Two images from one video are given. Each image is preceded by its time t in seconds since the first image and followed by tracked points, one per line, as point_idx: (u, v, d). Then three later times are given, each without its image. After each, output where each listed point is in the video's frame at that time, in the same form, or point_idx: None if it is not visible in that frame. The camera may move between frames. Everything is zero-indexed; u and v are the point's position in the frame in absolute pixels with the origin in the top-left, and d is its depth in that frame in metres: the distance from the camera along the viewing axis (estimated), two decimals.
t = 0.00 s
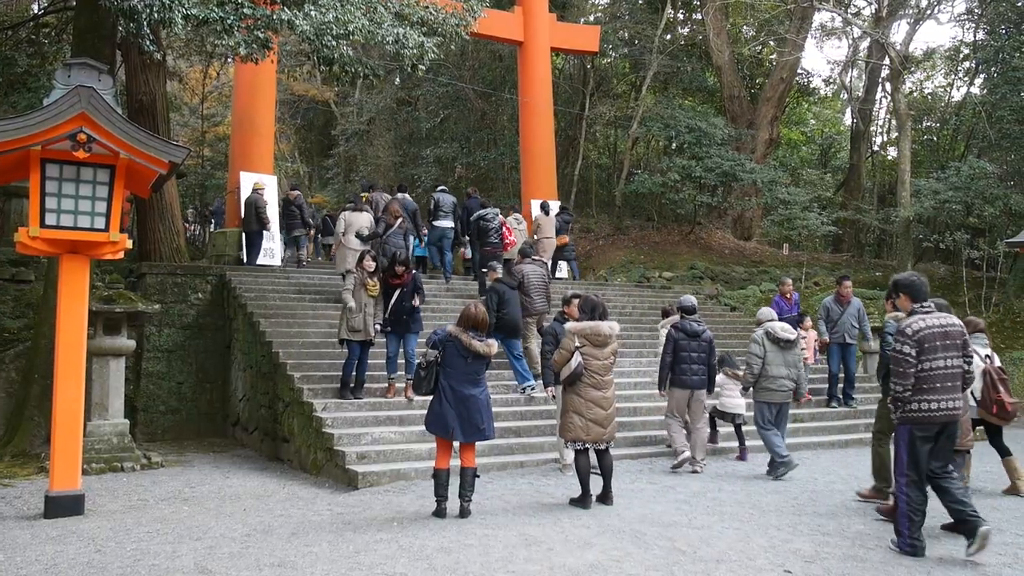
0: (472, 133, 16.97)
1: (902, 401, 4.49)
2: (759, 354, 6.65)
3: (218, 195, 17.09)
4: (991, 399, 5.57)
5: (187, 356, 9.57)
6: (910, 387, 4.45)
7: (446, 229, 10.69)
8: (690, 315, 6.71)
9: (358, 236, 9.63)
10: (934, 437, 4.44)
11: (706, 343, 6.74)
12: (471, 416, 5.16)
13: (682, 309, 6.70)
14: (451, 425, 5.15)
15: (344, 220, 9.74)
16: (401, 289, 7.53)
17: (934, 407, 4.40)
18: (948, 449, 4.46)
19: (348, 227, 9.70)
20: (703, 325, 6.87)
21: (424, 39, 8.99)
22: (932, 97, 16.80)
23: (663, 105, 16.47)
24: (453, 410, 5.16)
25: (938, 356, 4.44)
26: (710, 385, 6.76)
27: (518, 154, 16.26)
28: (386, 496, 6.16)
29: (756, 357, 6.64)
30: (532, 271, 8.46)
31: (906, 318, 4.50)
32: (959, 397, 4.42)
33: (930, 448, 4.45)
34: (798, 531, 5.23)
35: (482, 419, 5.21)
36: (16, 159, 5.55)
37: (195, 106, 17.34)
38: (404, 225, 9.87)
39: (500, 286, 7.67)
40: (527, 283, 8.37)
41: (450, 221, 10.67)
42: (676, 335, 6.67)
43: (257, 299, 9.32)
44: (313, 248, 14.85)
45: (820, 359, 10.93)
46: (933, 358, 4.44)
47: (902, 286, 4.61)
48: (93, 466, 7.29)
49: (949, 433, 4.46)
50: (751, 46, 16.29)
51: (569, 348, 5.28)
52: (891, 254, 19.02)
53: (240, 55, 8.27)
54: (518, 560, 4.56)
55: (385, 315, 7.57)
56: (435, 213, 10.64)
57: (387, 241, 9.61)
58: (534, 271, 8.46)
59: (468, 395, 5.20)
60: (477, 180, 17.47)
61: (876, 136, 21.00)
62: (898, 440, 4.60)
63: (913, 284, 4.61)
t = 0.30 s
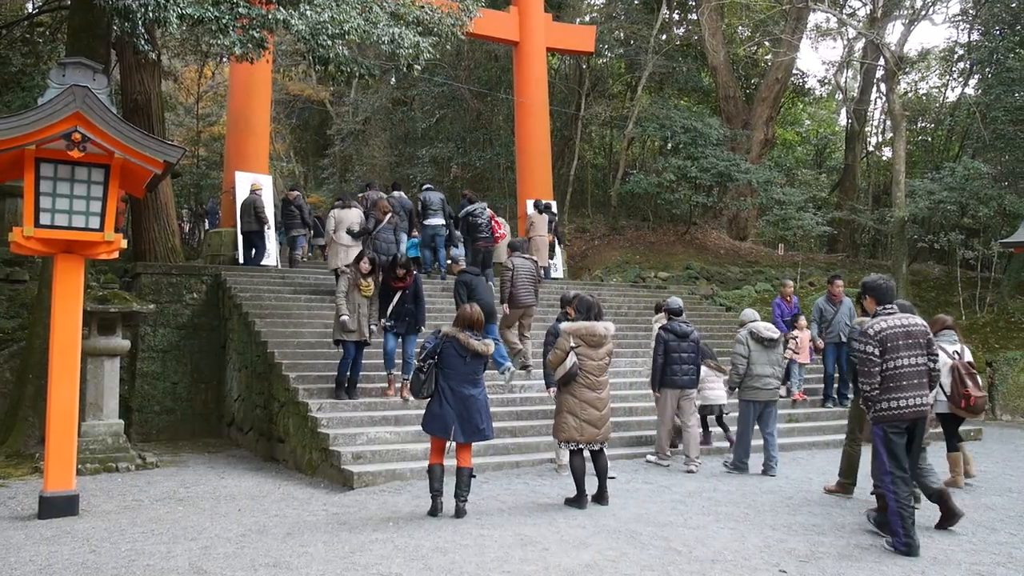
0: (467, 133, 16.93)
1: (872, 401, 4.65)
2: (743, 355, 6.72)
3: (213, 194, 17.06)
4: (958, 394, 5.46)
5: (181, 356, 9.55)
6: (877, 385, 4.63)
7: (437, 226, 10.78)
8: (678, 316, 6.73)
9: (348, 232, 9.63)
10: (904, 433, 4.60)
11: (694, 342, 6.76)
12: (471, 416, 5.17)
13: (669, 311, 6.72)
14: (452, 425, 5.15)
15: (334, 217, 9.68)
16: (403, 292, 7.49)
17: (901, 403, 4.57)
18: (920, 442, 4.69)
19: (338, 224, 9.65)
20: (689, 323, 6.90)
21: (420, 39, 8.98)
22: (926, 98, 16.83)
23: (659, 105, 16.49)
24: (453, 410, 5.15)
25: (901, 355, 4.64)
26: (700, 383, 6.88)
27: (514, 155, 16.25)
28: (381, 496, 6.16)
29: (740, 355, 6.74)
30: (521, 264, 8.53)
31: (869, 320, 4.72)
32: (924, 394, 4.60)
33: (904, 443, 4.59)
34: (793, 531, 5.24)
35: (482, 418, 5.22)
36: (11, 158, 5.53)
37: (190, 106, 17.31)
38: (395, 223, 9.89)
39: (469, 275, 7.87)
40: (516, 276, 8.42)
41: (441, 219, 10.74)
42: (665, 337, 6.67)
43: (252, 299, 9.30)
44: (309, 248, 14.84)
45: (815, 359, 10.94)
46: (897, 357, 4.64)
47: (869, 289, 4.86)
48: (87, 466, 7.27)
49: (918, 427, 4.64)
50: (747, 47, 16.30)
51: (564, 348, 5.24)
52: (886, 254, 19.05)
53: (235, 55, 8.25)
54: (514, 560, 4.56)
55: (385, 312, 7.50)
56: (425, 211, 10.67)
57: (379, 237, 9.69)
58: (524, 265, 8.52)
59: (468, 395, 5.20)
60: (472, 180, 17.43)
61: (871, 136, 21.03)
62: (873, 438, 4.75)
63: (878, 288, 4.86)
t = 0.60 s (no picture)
0: (463, 132, 16.93)
1: (843, 397, 4.68)
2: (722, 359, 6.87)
3: (209, 194, 17.03)
4: (934, 396, 5.96)
5: (177, 356, 9.54)
6: (849, 382, 4.65)
7: (430, 225, 10.74)
8: (660, 316, 6.82)
9: (342, 231, 9.84)
10: (871, 431, 4.64)
11: (676, 342, 6.90)
12: (469, 414, 5.17)
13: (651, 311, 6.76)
14: (451, 425, 5.14)
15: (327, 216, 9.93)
16: (402, 293, 7.44)
17: (872, 402, 4.61)
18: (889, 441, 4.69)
19: (331, 224, 9.88)
20: (671, 320, 6.99)
21: (416, 39, 8.98)
22: (921, 98, 16.87)
23: (655, 105, 16.57)
24: (452, 410, 5.14)
25: (876, 355, 4.66)
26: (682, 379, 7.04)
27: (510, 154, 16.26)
28: (378, 496, 6.16)
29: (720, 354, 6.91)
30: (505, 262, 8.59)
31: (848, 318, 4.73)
32: (893, 394, 4.64)
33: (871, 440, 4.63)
34: (788, 531, 5.25)
35: (479, 416, 5.23)
36: (5, 158, 5.52)
37: (186, 105, 17.29)
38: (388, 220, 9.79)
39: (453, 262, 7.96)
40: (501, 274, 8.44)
41: (433, 216, 10.70)
42: (648, 336, 6.79)
43: (248, 299, 9.29)
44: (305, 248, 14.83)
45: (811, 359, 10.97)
46: (871, 357, 4.66)
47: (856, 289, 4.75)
48: (83, 466, 7.26)
49: (887, 426, 4.67)
50: (742, 47, 16.32)
51: (558, 348, 5.20)
52: (881, 255, 19.09)
53: (231, 54, 8.24)
54: (510, 560, 4.56)
55: (383, 310, 7.44)
56: (416, 210, 10.67)
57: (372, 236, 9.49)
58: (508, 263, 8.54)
59: (465, 395, 5.20)
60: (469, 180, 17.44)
61: (866, 137, 21.09)
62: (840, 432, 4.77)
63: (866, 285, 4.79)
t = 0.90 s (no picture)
0: (459, 133, 16.93)
1: (822, 389, 4.95)
2: (707, 357, 7.00)
3: (203, 194, 17.00)
4: (914, 391, 6.25)
5: (171, 356, 9.51)
6: (828, 375, 4.92)
7: (423, 226, 10.71)
8: (646, 315, 6.86)
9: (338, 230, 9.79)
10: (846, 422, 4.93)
11: (661, 340, 6.95)
12: (456, 414, 5.20)
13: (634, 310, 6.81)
14: (439, 425, 5.16)
15: (321, 211, 9.80)
16: (397, 300, 7.22)
17: (850, 394, 4.87)
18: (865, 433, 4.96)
19: (327, 220, 9.78)
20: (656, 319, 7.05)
21: (411, 38, 8.97)
22: (916, 99, 16.89)
23: (650, 106, 16.59)
24: (441, 411, 5.15)
25: (854, 350, 4.95)
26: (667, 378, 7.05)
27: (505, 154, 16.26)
28: (373, 496, 6.15)
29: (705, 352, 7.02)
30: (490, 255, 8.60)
31: (828, 315, 5.02)
32: (870, 389, 4.91)
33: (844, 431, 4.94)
34: (783, 530, 5.26)
35: (466, 415, 5.26)
36: None
37: (180, 105, 17.24)
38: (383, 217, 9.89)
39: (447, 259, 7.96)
40: (485, 266, 8.49)
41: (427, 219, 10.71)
42: (636, 335, 6.83)
43: (243, 299, 9.27)
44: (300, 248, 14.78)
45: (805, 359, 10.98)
46: (849, 352, 4.95)
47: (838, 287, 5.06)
48: (76, 467, 7.23)
49: (863, 418, 4.95)
50: (738, 47, 16.33)
51: (550, 348, 5.25)
52: (876, 255, 19.12)
53: (226, 54, 8.22)
54: (505, 560, 4.56)
55: (380, 319, 7.24)
56: (411, 212, 10.72)
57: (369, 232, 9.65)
58: (493, 255, 8.60)
59: (453, 394, 5.23)
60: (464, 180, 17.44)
61: (861, 137, 21.13)
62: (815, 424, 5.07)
63: (846, 287, 5.11)
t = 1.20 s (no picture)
0: (452, 133, 16.95)
1: (790, 391, 5.12)
2: (699, 358, 7.00)
3: (196, 194, 16.95)
4: (881, 394, 6.36)
5: (163, 356, 9.48)
6: (795, 378, 5.10)
7: (414, 228, 10.69)
8: (631, 316, 6.95)
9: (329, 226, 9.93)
10: (815, 422, 5.06)
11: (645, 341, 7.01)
12: (448, 412, 5.20)
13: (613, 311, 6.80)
14: (431, 424, 5.14)
15: (314, 211, 9.98)
16: (395, 305, 7.06)
17: (816, 395, 5.02)
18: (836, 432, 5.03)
19: (318, 217, 9.96)
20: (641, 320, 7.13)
21: (404, 38, 8.96)
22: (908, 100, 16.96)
23: (643, 106, 16.62)
24: (433, 409, 5.14)
25: (819, 352, 5.09)
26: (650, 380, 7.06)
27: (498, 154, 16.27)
28: (365, 496, 6.15)
29: (696, 354, 7.02)
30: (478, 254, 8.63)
31: (793, 321, 5.19)
32: (838, 389, 5.00)
33: (814, 430, 5.07)
34: (775, 530, 5.27)
35: (457, 413, 5.28)
36: None
37: (172, 104, 17.18)
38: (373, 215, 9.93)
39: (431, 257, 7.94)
40: (471, 266, 8.53)
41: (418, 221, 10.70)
42: (622, 336, 6.88)
43: (235, 299, 9.25)
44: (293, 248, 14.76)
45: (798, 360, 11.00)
46: (815, 354, 5.08)
47: (802, 292, 5.19)
48: (67, 467, 7.20)
49: (833, 418, 5.04)
50: (731, 48, 16.39)
51: (543, 349, 5.19)
52: (868, 256, 19.17)
53: (218, 53, 8.20)
54: (498, 560, 4.56)
55: (376, 326, 7.03)
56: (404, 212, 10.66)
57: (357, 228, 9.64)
58: (480, 255, 8.62)
59: (445, 394, 5.24)
60: (457, 180, 17.44)
61: (853, 138, 21.21)
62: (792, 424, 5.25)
63: (814, 290, 5.22)
